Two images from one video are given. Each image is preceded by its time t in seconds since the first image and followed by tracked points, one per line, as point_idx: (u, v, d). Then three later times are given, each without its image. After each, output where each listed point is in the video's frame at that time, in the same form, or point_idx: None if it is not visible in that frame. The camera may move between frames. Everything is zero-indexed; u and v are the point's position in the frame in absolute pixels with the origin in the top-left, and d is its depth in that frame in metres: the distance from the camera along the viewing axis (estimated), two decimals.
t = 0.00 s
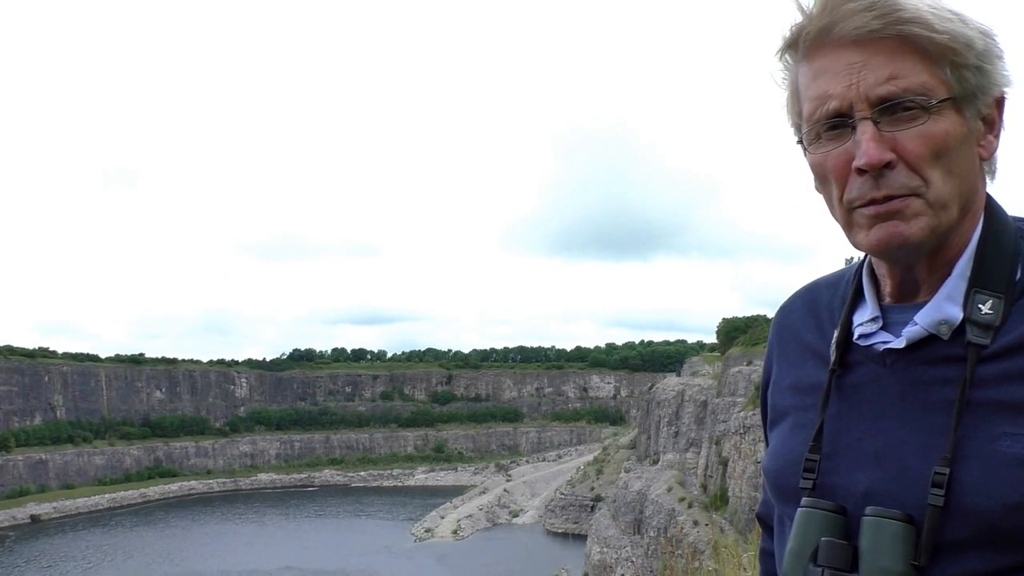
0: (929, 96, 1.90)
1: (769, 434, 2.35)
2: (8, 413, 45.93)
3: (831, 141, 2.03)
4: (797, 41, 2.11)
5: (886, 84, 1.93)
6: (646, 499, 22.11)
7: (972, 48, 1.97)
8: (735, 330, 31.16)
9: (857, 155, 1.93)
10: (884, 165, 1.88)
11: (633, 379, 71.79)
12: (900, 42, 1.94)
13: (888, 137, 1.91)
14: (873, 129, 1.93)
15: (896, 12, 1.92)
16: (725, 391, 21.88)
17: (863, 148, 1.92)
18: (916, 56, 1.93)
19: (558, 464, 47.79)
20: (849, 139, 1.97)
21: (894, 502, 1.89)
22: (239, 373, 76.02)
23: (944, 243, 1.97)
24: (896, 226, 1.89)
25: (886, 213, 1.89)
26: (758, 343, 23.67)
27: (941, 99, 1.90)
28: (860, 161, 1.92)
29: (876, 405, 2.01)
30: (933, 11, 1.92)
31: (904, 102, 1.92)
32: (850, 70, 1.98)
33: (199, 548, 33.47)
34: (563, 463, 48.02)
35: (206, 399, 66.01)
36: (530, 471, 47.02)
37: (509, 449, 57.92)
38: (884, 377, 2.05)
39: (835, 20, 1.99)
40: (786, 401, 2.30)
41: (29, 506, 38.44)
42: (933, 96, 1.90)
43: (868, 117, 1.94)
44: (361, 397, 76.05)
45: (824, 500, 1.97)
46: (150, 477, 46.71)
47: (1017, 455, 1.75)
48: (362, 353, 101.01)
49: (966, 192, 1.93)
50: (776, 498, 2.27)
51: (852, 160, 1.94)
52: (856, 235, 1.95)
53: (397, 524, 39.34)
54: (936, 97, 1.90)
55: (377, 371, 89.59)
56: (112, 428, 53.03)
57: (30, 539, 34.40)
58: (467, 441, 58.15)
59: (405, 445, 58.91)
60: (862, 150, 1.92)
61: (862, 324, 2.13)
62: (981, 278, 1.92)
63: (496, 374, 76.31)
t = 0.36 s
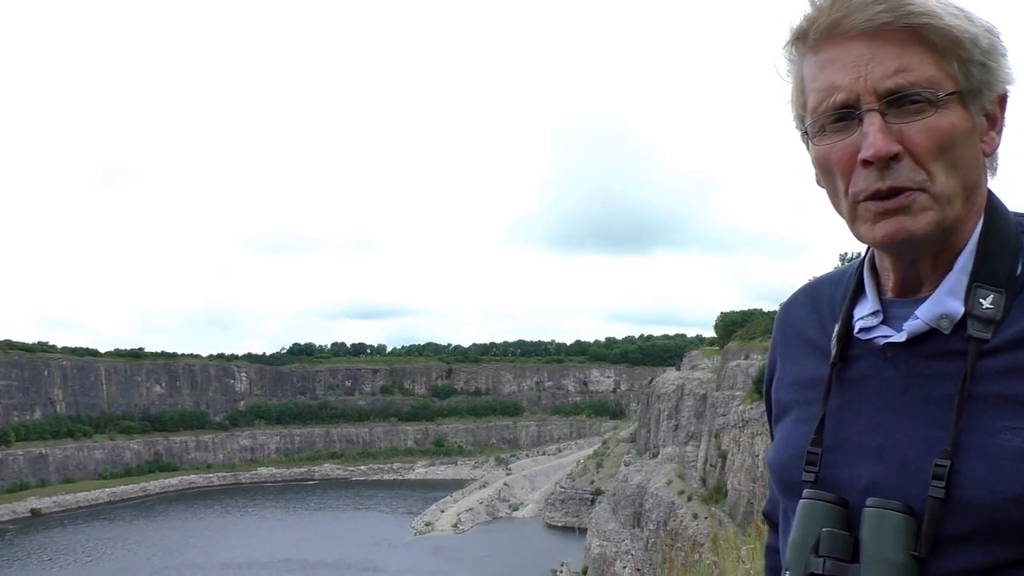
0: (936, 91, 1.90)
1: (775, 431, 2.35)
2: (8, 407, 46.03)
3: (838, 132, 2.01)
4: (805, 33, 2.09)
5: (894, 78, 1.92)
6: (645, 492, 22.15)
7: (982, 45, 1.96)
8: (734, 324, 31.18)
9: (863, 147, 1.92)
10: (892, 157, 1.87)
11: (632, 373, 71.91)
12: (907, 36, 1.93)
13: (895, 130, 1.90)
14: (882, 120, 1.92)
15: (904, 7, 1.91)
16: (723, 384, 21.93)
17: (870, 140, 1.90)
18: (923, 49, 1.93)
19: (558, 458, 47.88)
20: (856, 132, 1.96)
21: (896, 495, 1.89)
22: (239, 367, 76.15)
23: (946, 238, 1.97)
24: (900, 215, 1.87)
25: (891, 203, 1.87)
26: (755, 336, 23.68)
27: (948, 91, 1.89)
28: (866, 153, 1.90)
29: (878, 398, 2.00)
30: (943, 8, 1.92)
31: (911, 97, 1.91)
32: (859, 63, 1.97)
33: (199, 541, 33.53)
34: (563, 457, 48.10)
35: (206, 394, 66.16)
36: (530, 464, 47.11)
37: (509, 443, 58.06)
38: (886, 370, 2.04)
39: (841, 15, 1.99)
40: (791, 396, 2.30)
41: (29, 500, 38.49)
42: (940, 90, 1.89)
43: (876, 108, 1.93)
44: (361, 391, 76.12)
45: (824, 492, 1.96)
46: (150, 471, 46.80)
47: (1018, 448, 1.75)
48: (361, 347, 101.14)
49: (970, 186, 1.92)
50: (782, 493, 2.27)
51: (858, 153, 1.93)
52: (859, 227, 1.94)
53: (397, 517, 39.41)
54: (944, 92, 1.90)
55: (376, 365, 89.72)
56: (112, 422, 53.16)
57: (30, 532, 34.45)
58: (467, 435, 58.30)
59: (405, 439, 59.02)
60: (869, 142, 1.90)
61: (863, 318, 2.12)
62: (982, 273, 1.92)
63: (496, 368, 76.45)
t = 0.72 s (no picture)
0: (945, 80, 1.89)
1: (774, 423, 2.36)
2: (8, 399, 46.10)
3: (844, 121, 1.99)
4: (812, 21, 2.06)
5: (903, 69, 1.91)
6: (645, 483, 22.18)
7: (988, 38, 1.96)
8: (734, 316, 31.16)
9: (869, 137, 1.91)
10: (897, 147, 1.87)
11: (632, 364, 71.95)
12: (914, 27, 1.93)
13: (903, 120, 1.89)
14: (889, 110, 1.91)
15: None
16: (723, 375, 21.94)
17: (879, 130, 1.89)
18: (930, 40, 1.93)
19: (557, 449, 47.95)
20: (863, 119, 1.94)
21: (895, 485, 1.89)
22: (239, 359, 76.20)
23: (949, 230, 1.97)
24: (905, 206, 1.87)
25: (896, 192, 1.87)
26: (755, 328, 23.64)
27: (953, 84, 1.90)
28: (874, 142, 1.89)
29: (875, 386, 2.01)
30: None
31: (919, 87, 1.90)
32: (868, 51, 1.95)
33: (199, 532, 33.62)
34: (563, 448, 48.18)
35: (205, 385, 66.19)
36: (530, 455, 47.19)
37: (509, 434, 58.13)
38: (886, 362, 2.04)
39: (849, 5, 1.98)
40: (792, 386, 2.30)
41: (29, 492, 38.55)
42: (948, 80, 1.89)
43: (884, 98, 1.92)
44: (361, 383, 76.20)
45: (826, 481, 1.96)
46: (150, 463, 46.85)
47: (1016, 439, 1.76)
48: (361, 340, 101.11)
49: (974, 177, 1.92)
50: (780, 483, 2.26)
51: (866, 141, 1.91)
52: (862, 218, 1.93)
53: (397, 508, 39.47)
54: (952, 82, 1.90)
55: (376, 357, 89.78)
56: (111, 414, 53.21)
57: (30, 524, 34.53)
58: (467, 427, 58.38)
59: (405, 430, 59.07)
60: (876, 131, 1.90)
61: (862, 309, 2.12)
62: (981, 265, 1.92)
63: (496, 360, 76.50)
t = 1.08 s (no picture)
0: (950, 75, 1.89)
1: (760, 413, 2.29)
2: (8, 390, 46.15)
3: (849, 112, 1.97)
4: (819, 10, 2.04)
5: (912, 59, 1.90)
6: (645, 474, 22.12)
7: (993, 31, 1.95)
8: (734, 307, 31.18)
9: (877, 127, 1.89)
10: (904, 138, 1.86)
11: (632, 355, 72.05)
12: (920, 18, 1.91)
13: (911, 111, 1.88)
14: (897, 102, 1.90)
15: None
16: (723, 366, 21.96)
17: (885, 120, 1.88)
18: (939, 33, 1.92)
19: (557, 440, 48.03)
20: (870, 111, 1.93)
21: (896, 475, 1.89)
22: (238, 351, 76.22)
23: (948, 222, 1.96)
24: (909, 198, 1.85)
25: (901, 184, 1.86)
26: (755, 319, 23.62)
27: (960, 77, 1.89)
28: (880, 133, 1.88)
29: (876, 377, 1.99)
30: None
31: (928, 78, 1.89)
32: (878, 41, 1.93)
33: (199, 523, 33.69)
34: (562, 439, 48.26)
35: (205, 377, 66.25)
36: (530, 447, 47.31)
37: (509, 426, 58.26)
38: (884, 352, 2.02)
39: None
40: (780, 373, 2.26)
41: (29, 484, 38.61)
42: (956, 74, 1.89)
43: (892, 90, 1.90)
44: (361, 373, 76.33)
45: (827, 473, 1.95)
46: (150, 455, 46.93)
47: (1019, 431, 1.76)
48: (360, 331, 101.20)
49: (975, 170, 1.93)
50: (769, 473, 2.21)
51: (872, 132, 1.90)
52: (864, 208, 1.92)
53: (397, 499, 39.54)
54: (958, 76, 1.89)
55: (376, 348, 89.83)
56: (111, 406, 53.26)
57: (31, 515, 34.60)
58: (467, 418, 58.52)
59: (405, 422, 59.13)
60: (884, 122, 1.88)
61: (860, 300, 2.09)
62: (981, 260, 1.92)
63: (495, 351, 76.56)
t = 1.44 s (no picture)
0: (955, 67, 1.90)
1: (746, 401, 2.29)
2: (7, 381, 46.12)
3: (851, 102, 1.98)
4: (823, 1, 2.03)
5: (918, 50, 1.90)
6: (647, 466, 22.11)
7: (996, 24, 1.95)
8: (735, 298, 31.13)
9: (879, 119, 1.90)
10: (908, 130, 1.86)
11: (633, 347, 72.10)
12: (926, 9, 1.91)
13: (914, 103, 1.88)
14: (902, 93, 1.90)
15: None
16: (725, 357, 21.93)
17: (889, 112, 1.88)
18: (944, 26, 1.92)
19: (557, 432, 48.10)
20: (873, 102, 1.93)
21: (891, 465, 1.90)
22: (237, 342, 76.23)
23: (947, 215, 1.96)
24: (911, 189, 1.86)
25: (904, 175, 1.86)
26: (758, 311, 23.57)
27: (965, 68, 1.89)
28: (884, 123, 1.88)
29: (872, 366, 1.99)
30: None
31: (931, 69, 1.90)
32: (883, 30, 1.93)
33: (199, 515, 33.74)
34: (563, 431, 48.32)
35: (205, 368, 66.27)
36: (530, 439, 47.39)
37: (509, 417, 58.33)
38: (880, 343, 2.02)
39: None
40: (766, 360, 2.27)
41: (29, 475, 38.66)
42: (961, 65, 1.89)
43: (895, 80, 1.91)
44: (360, 365, 76.45)
45: (822, 461, 1.95)
46: (150, 446, 46.97)
47: (1017, 425, 1.77)
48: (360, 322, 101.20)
49: (975, 164, 1.93)
50: (756, 460, 2.21)
51: (875, 123, 1.90)
52: (865, 201, 1.92)
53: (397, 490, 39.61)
54: (962, 68, 1.90)
55: (375, 339, 89.84)
56: (110, 397, 53.29)
57: (31, 506, 34.64)
58: (467, 410, 58.59)
59: (405, 414, 59.18)
60: (886, 113, 1.88)
61: (859, 291, 2.08)
62: (981, 252, 1.92)
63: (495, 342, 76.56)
